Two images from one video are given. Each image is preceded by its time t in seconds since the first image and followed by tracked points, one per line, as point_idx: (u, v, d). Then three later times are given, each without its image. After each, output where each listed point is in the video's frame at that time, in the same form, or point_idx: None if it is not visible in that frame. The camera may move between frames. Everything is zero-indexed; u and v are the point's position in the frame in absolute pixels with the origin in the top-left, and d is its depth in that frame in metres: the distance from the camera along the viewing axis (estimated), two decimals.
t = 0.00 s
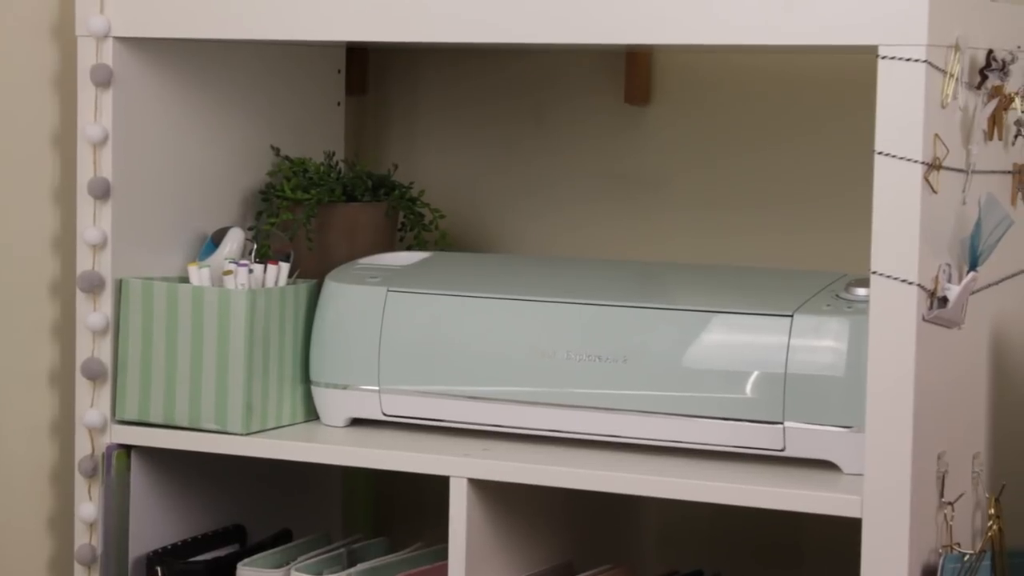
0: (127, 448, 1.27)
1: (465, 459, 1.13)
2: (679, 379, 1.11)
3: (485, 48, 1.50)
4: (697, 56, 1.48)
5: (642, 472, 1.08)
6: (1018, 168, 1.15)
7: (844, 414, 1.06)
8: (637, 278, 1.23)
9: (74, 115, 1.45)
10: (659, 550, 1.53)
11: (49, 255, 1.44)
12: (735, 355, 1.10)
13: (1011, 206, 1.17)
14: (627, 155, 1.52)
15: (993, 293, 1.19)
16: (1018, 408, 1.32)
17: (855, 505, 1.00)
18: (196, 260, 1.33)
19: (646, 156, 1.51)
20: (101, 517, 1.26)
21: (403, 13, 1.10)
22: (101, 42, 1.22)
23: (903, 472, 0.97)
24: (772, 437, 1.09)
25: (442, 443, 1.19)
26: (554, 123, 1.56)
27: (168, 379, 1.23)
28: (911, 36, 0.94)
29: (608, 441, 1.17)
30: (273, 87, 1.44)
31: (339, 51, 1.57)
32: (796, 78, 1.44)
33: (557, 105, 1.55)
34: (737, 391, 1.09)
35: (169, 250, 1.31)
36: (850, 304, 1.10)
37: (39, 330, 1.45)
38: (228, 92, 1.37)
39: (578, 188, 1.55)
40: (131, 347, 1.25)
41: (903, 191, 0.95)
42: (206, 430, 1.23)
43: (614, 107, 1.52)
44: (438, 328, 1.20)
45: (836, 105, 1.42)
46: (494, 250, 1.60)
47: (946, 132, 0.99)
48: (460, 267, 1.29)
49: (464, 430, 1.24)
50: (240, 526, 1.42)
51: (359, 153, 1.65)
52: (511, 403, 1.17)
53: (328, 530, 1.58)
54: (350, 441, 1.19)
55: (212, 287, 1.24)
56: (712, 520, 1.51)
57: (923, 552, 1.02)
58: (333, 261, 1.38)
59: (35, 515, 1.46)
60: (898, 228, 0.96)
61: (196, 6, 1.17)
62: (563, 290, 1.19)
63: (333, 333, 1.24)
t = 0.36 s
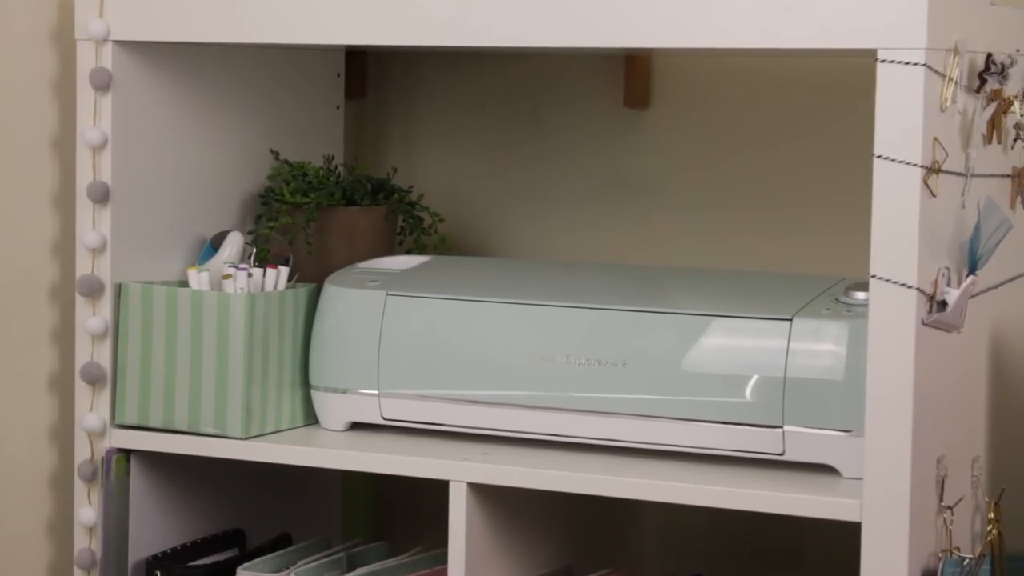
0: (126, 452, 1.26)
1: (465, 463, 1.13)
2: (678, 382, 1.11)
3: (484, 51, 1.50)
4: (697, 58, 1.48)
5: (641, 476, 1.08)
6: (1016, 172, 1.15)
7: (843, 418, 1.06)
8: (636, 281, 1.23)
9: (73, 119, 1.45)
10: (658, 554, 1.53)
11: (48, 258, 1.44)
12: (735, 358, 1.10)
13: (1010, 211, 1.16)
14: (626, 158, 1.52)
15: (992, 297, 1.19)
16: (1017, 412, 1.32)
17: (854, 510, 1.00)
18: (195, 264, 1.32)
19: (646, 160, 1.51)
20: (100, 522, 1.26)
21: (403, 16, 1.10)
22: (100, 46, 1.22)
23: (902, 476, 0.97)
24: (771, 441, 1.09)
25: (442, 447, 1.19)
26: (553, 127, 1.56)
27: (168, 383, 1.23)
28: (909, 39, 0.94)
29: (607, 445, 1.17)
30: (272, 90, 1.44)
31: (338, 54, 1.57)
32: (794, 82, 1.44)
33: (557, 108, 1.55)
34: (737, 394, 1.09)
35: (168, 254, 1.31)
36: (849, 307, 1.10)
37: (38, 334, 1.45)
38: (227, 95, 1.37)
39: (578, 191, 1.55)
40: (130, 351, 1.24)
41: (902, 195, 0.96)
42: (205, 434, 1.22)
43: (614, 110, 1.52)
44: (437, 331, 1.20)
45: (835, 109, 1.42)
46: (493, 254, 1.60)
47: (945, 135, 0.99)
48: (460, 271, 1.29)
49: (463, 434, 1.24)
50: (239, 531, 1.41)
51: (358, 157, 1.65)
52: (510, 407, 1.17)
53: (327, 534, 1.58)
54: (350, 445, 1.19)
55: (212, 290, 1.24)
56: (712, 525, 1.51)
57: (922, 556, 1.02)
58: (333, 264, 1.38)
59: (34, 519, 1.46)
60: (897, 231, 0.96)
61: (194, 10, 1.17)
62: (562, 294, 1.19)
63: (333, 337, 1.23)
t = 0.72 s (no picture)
0: (126, 483, 1.26)
1: (464, 494, 1.12)
2: (677, 413, 1.11)
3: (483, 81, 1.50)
4: (696, 89, 1.48)
5: (641, 507, 1.08)
6: (1015, 203, 1.15)
7: (842, 449, 1.06)
8: (635, 312, 1.23)
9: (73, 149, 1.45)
10: None
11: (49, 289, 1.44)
12: (735, 389, 1.10)
13: (1009, 241, 1.17)
14: (626, 188, 1.52)
15: (992, 327, 1.19)
16: (1016, 441, 1.32)
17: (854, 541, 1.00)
18: (195, 295, 1.33)
19: (645, 190, 1.51)
20: (100, 552, 1.25)
21: (403, 47, 1.11)
22: (100, 77, 1.22)
23: (902, 507, 0.97)
24: (771, 472, 1.09)
25: (441, 478, 1.19)
26: (553, 157, 1.56)
27: (168, 414, 1.23)
28: (908, 71, 0.95)
29: (606, 476, 1.16)
30: (272, 121, 1.44)
31: (337, 84, 1.57)
32: (792, 113, 1.44)
33: (557, 138, 1.56)
34: (737, 425, 1.09)
35: (168, 285, 1.31)
36: (848, 338, 1.10)
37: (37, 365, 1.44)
38: (227, 126, 1.37)
39: (578, 222, 1.55)
40: (130, 382, 1.24)
41: (901, 226, 0.96)
42: (204, 465, 1.22)
43: (613, 139, 1.53)
44: (436, 362, 1.19)
45: (833, 140, 1.43)
46: (493, 284, 1.60)
47: (943, 166, 1.00)
48: (460, 302, 1.28)
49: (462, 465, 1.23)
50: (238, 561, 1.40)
51: (358, 187, 1.65)
52: (510, 437, 1.16)
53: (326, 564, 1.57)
54: (349, 476, 1.19)
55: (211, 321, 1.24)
56: (712, 556, 1.50)
57: None
58: (331, 295, 1.38)
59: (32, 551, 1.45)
60: (896, 263, 0.96)
61: (195, 42, 1.18)
62: (563, 325, 1.19)
63: (332, 368, 1.23)
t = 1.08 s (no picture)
0: (125, 518, 1.25)
1: (462, 530, 1.12)
2: (676, 449, 1.11)
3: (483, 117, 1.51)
4: (695, 125, 1.49)
5: (640, 543, 1.08)
6: (1013, 238, 1.16)
7: (841, 484, 1.06)
8: (633, 347, 1.23)
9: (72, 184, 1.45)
10: None
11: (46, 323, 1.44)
12: (734, 425, 1.09)
13: (1008, 277, 1.17)
14: (625, 223, 1.53)
15: (990, 361, 1.19)
16: (1014, 476, 1.32)
17: None
18: (194, 330, 1.33)
19: (645, 226, 1.52)
20: None
21: (402, 84, 1.11)
22: (99, 113, 1.22)
23: (902, 543, 0.97)
24: (770, 507, 1.09)
25: (439, 513, 1.18)
26: (551, 193, 1.56)
27: (167, 450, 1.22)
28: (905, 108, 0.95)
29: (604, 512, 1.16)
30: (270, 156, 1.45)
31: (335, 120, 1.58)
32: (789, 149, 1.45)
33: (556, 173, 1.56)
34: (735, 461, 1.09)
35: (167, 321, 1.30)
36: (847, 373, 1.11)
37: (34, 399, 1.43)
38: (226, 162, 1.38)
39: (577, 257, 1.55)
40: (129, 417, 1.24)
41: (900, 261, 0.96)
42: (203, 501, 1.22)
43: (612, 175, 1.54)
44: (435, 397, 1.19)
45: (831, 177, 1.44)
46: (492, 319, 1.60)
47: (940, 202, 1.00)
48: (458, 337, 1.28)
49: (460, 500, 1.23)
50: None
51: (356, 222, 1.66)
52: (508, 473, 1.16)
53: None
54: (347, 511, 1.18)
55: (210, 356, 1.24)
56: None
57: None
58: (329, 331, 1.38)
59: None
60: (894, 299, 0.96)
61: (195, 79, 1.18)
62: (561, 360, 1.18)
63: (330, 403, 1.23)
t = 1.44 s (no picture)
0: (124, 556, 1.25)
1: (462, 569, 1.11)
2: (676, 486, 1.11)
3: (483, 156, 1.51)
4: (694, 163, 1.50)
5: None
6: (1011, 276, 1.16)
7: (840, 522, 1.06)
8: (632, 384, 1.24)
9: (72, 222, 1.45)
10: None
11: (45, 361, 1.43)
12: (735, 462, 1.09)
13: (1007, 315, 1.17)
14: (625, 261, 1.54)
15: (991, 399, 1.19)
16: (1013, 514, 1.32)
17: None
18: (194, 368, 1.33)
19: (645, 263, 1.53)
20: None
21: (401, 123, 1.12)
22: (99, 151, 1.23)
23: None
24: (770, 545, 1.08)
25: (439, 551, 1.18)
26: (551, 230, 1.57)
27: (167, 488, 1.22)
28: (904, 146, 0.96)
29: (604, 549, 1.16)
30: (270, 194, 1.45)
31: (336, 158, 1.59)
32: (788, 186, 1.47)
33: (555, 211, 1.57)
34: (734, 499, 1.09)
35: (167, 359, 1.30)
36: (847, 411, 1.11)
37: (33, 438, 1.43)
38: (226, 200, 1.38)
39: (577, 295, 1.56)
40: (129, 455, 1.23)
41: (900, 300, 0.96)
42: (202, 539, 1.21)
43: (611, 213, 1.54)
44: (434, 435, 1.19)
45: (830, 215, 1.45)
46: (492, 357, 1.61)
47: (939, 240, 1.00)
48: (458, 375, 1.28)
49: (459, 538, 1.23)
50: None
51: (356, 260, 1.66)
52: (508, 511, 1.16)
53: None
54: (346, 549, 1.18)
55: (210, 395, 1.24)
56: None
57: None
58: (328, 369, 1.38)
59: None
60: (893, 338, 0.96)
61: (196, 117, 1.19)
62: (561, 398, 1.18)
63: (329, 441, 1.23)
